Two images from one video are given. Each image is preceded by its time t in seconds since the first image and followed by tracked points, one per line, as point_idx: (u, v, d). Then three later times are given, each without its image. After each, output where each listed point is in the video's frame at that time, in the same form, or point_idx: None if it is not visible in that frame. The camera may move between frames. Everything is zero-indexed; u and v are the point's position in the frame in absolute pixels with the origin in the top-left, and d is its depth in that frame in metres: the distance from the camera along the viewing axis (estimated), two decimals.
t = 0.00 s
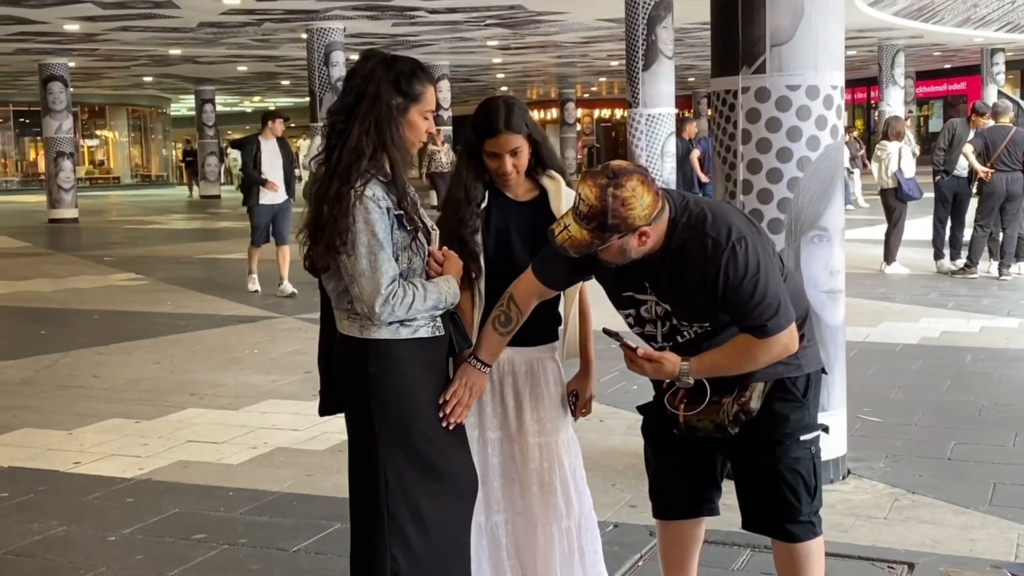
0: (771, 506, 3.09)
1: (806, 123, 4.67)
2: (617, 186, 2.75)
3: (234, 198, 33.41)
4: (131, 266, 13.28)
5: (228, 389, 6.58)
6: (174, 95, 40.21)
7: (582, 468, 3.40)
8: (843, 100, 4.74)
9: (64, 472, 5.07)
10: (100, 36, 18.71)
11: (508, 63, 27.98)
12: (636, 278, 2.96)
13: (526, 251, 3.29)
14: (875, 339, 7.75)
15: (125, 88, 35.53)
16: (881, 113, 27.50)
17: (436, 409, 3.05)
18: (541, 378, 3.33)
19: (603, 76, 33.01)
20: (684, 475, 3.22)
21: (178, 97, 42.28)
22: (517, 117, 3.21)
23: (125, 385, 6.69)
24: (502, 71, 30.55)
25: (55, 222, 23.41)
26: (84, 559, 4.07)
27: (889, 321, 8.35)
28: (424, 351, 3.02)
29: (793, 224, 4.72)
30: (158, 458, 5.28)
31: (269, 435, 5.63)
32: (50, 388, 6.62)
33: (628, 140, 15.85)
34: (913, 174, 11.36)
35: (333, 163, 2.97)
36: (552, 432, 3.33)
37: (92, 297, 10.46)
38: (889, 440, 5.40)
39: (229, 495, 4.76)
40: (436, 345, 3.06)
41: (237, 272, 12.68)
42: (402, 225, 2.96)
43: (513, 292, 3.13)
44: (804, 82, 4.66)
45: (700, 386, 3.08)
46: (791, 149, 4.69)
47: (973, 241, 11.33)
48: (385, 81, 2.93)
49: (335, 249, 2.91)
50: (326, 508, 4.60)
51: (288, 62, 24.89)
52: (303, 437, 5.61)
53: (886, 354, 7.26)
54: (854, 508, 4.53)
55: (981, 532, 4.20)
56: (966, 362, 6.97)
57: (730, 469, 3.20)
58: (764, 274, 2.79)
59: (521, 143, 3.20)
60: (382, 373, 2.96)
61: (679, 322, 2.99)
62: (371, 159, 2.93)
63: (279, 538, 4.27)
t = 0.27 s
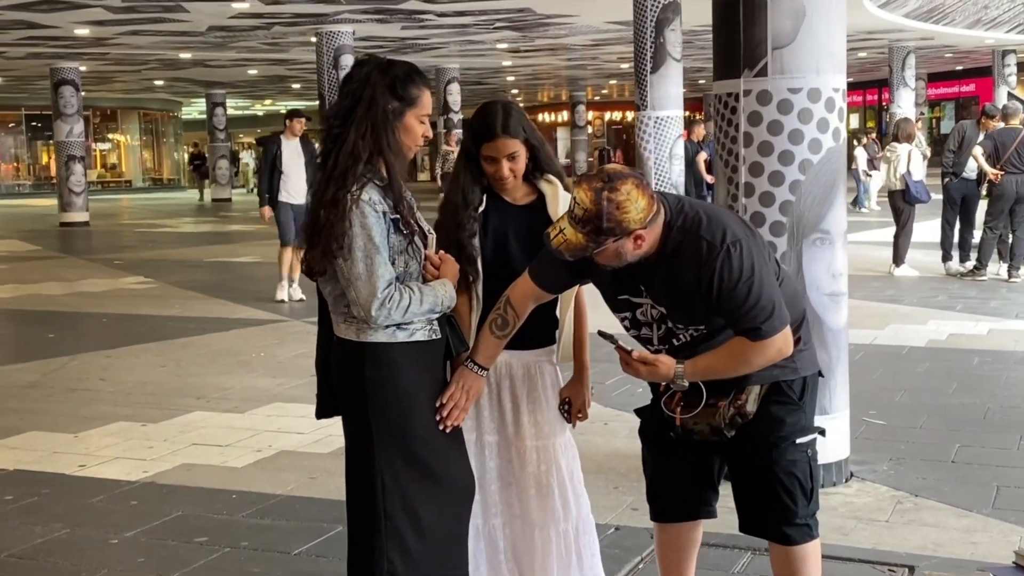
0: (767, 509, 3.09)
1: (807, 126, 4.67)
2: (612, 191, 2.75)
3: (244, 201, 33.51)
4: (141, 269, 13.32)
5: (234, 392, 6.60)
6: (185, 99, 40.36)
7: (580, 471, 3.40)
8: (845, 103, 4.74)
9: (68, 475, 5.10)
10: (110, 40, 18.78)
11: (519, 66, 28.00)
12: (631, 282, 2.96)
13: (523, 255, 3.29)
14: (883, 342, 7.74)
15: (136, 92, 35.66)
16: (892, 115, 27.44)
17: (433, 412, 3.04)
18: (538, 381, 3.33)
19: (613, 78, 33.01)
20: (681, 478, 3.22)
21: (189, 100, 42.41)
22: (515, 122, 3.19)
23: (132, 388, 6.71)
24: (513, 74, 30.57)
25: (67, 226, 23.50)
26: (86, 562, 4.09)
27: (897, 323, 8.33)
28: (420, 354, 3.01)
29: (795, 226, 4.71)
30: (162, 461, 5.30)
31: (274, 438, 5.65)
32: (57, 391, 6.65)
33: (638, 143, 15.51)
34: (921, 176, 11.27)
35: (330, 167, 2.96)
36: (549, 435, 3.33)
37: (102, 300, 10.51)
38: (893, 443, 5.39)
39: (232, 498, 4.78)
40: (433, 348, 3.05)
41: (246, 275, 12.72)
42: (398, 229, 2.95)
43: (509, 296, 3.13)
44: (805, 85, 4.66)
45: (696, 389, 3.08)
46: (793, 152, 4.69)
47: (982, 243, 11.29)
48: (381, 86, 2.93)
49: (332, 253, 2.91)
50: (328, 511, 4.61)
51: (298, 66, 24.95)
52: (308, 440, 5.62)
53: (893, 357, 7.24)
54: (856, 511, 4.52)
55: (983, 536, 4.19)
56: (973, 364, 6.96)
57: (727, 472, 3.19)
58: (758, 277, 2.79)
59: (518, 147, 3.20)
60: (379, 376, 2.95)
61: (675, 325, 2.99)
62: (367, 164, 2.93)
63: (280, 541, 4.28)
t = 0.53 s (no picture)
0: (759, 513, 3.08)
1: (808, 130, 4.66)
2: (600, 196, 2.75)
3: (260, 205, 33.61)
4: (154, 274, 13.38)
5: (241, 397, 6.63)
6: (200, 104, 40.57)
7: (573, 476, 3.42)
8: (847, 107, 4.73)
9: (74, 479, 5.12)
10: (124, 46, 18.88)
11: (532, 69, 28.02)
12: (621, 287, 2.96)
13: (515, 260, 3.30)
14: (892, 345, 7.71)
15: (152, 97, 35.82)
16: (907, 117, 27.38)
17: (425, 416, 3.05)
18: (531, 387, 3.34)
19: (628, 81, 33.03)
20: (674, 483, 3.22)
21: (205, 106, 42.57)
22: (507, 128, 3.21)
23: (140, 393, 6.75)
24: (527, 77, 30.59)
25: (82, 231, 23.64)
26: (87, 566, 4.11)
27: (907, 327, 8.31)
28: (411, 361, 3.02)
29: (796, 230, 4.71)
30: (167, 465, 5.33)
31: (279, 442, 5.67)
32: (66, 396, 6.69)
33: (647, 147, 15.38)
34: (933, 179, 11.20)
35: (321, 173, 2.97)
36: (542, 440, 3.35)
37: (115, 305, 10.56)
38: (897, 448, 5.38)
39: (235, 502, 4.80)
40: (424, 354, 3.06)
41: (258, 280, 12.76)
42: (389, 235, 2.96)
43: (502, 301, 3.14)
44: (806, 89, 4.65)
45: (687, 394, 3.08)
46: (794, 156, 4.68)
47: (994, 246, 11.25)
48: (371, 92, 2.94)
49: (322, 258, 2.91)
50: (329, 516, 4.63)
51: (313, 71, 25.03)
52: (312, 445, 5.64)
53: (902, 361, 7.22)
54: (857, 516, 4.51)
55: (984, 540, 4.17)
56: (982, 368, 6.93)
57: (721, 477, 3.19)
58: (748, 282, 2.78)
59: (510, 153, 3.21)
60: (370, 381, 2.96)
61: (665, 330, 2.99)
62: (357, 170, 2.94)
63: (280, 544, 4.30)
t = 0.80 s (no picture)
0: (753, 519, 3.05)
1: (812, 134, 4.65)
2: (589, 202, 2.72)
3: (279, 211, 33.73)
4: (171, 280, 13.45)
5: (251, 402, 6.65)
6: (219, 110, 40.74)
7: (569, 482, 3.42)
8: (851, 111, 4.72)
9: (81, 484, 5.15)
10: (142, 53, 18.98)
11: (549, 74, 28.03)
12: (613, 293, 2.95)
13: (510, 265, 3.31)
14: (905, 349, 7.68)
15: (172, 104, 36.00)
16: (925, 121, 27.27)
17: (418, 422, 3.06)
18: (525, 392, 3.36)
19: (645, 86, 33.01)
20: (668, 489, 3.22)
21: (224, 111, 42.75)
22: (499, 134, 3.24)
23: (151, 398, 6.78)
24: (544, 82, 30.61)
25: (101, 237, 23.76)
26: (89, 571, 4.13)
27: (920, 331, 8.27)
28: (403, 366, 3.02)
29: (800, 235, 4.70)
30: (174, 470, 5.35)
31: (287, 447, 5.69)
32: (77, 401, 6.73)
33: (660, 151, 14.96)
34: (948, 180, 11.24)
35: (312, 179, 2.98)
36: (536, 446, 3.35)
37: (130, 311, 10.62)
38: (903, 453, 5.36)
39: (240, 507, 4.81)
40: (416, 359, 3.06)
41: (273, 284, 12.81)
42: (380, 240, 2.97)
43: (495, 307, 3.14)
44: (810, 92, 4.64)
45: (681, 400, 3.06)
46: (798, 160, 4.67)
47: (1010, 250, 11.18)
48: (361, 98, 2.95)
49: (314, 264, 2.92)
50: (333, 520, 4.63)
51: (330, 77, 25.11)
52: (319, 449, 5.65)
53: (914, 365, 7.19)
54: (861, 522, 4.49)
55: (988, 546, 4.15)
56: (994, 372, 6.90)
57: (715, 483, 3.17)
58: (739, 286, 2.75)
59: (503, 159, 3.22)
60: (361, 386, 2.97)
61: (657, 335, 2.98)
62: (348, 176, 2.95)
63: (283, 550, 4.30)
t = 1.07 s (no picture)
0: (748, 521, 3.05)
1: (815, 136, 4.65)
2: (581, 204, 2.71)
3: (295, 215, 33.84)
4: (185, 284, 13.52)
5: (260, 405, 6.69)
6: (236, 115, 40.93)
7: (566, 483, 3.43)
8: (854, 113, 4.71)
9: (89, 487, 5.18)
10: (157, 59, 19.08)
11: (564, 78, 28.06)
12: (606, 295, 2.95)
13: (506, 267, 3.33)
14: (915, 352, 7.66)
15: (189, 109, 36.18)
16: (942, 123, 27.19)
17: (414, 425, 3.06)
18: (522, 393, 3.38)
19: (661, 89, 33.01)
20: (663, 490, 3.22)
21: (242, 117, 42.99)
22: (496, 137, 3.25)
23: (161, 402, 6.82)
24: (558, 86, 30.64)
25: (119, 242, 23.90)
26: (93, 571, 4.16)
27: (931, 334, 8.24)
28: (397, 368, 3.03)
29: (803, 238, 4.70)
30: (182, 473, 5.38)
31: (293, 450, 5.71)
32: (88, 405, 6.78)
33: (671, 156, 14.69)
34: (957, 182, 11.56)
35: (306, 182, 3.00)
36: (533, 447, 3.36)
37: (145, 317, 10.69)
38: (909, 456, 5.35)
39: (245, 509, 4.84)
40: (411, 361, 3.07)
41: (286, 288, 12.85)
42: (373, 243, 2.99)
43: (490, 309, 3.14)
44: (812, 95, 4.64)
45: (675, 402, 3.07)
46: (800, 162, 4.66)
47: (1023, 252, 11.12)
48: (355, 102, 2.97)
49: (308, 266, 2.94)
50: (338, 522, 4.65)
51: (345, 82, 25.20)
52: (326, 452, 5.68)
53: (924, 368, 7.16)
54: (864, 524, 4.49)
55: (991, 548, 4.13)
56: (1004, 375, 6.87)
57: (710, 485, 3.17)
58: (730, 287, 2.74)
59: (498, 161, 3.24)
60: (355, 389, 2.98)
61: (651, 337, 2.98)
62: (341, 179, 2.97)
63: (285, 552, 4.32)
